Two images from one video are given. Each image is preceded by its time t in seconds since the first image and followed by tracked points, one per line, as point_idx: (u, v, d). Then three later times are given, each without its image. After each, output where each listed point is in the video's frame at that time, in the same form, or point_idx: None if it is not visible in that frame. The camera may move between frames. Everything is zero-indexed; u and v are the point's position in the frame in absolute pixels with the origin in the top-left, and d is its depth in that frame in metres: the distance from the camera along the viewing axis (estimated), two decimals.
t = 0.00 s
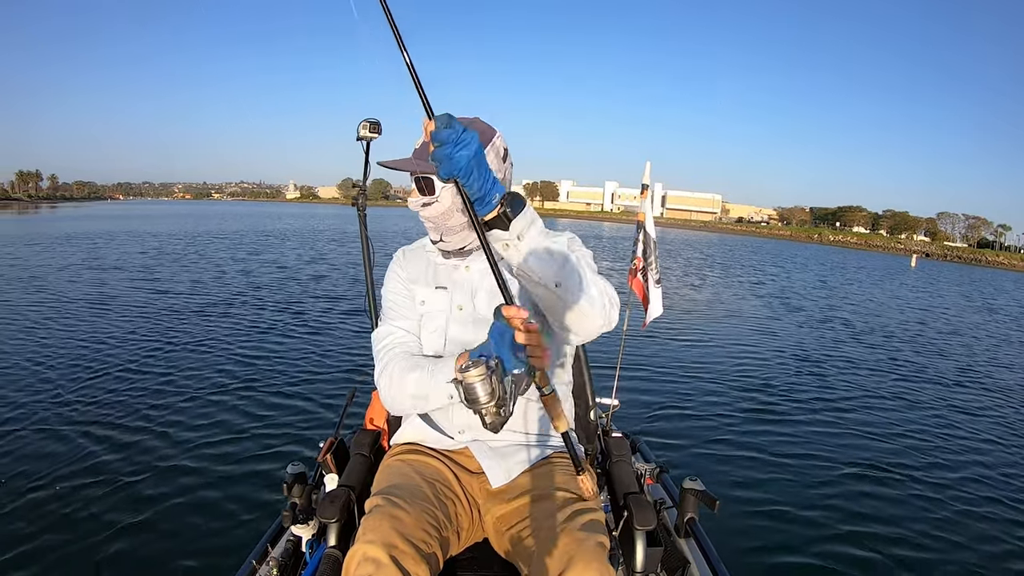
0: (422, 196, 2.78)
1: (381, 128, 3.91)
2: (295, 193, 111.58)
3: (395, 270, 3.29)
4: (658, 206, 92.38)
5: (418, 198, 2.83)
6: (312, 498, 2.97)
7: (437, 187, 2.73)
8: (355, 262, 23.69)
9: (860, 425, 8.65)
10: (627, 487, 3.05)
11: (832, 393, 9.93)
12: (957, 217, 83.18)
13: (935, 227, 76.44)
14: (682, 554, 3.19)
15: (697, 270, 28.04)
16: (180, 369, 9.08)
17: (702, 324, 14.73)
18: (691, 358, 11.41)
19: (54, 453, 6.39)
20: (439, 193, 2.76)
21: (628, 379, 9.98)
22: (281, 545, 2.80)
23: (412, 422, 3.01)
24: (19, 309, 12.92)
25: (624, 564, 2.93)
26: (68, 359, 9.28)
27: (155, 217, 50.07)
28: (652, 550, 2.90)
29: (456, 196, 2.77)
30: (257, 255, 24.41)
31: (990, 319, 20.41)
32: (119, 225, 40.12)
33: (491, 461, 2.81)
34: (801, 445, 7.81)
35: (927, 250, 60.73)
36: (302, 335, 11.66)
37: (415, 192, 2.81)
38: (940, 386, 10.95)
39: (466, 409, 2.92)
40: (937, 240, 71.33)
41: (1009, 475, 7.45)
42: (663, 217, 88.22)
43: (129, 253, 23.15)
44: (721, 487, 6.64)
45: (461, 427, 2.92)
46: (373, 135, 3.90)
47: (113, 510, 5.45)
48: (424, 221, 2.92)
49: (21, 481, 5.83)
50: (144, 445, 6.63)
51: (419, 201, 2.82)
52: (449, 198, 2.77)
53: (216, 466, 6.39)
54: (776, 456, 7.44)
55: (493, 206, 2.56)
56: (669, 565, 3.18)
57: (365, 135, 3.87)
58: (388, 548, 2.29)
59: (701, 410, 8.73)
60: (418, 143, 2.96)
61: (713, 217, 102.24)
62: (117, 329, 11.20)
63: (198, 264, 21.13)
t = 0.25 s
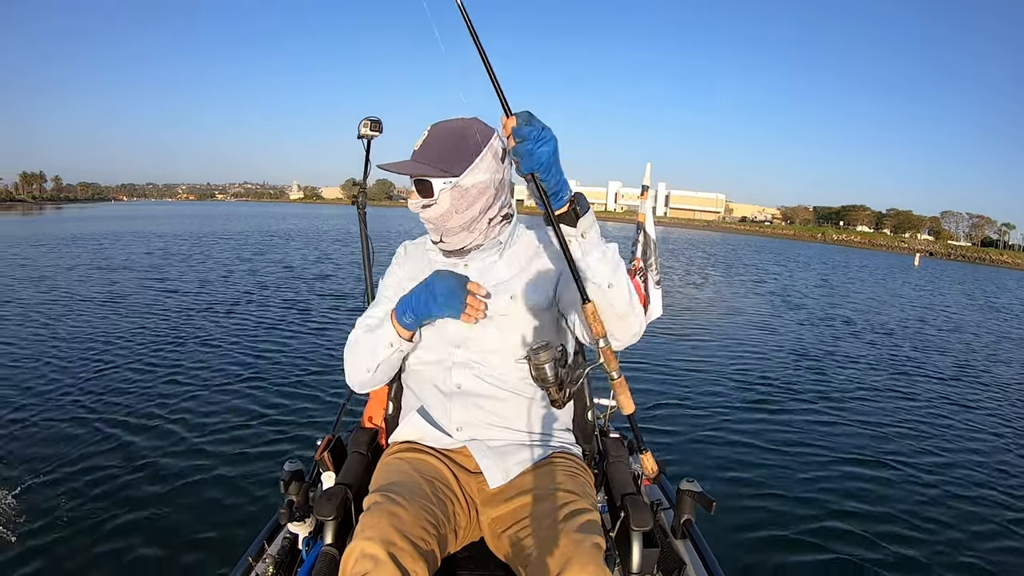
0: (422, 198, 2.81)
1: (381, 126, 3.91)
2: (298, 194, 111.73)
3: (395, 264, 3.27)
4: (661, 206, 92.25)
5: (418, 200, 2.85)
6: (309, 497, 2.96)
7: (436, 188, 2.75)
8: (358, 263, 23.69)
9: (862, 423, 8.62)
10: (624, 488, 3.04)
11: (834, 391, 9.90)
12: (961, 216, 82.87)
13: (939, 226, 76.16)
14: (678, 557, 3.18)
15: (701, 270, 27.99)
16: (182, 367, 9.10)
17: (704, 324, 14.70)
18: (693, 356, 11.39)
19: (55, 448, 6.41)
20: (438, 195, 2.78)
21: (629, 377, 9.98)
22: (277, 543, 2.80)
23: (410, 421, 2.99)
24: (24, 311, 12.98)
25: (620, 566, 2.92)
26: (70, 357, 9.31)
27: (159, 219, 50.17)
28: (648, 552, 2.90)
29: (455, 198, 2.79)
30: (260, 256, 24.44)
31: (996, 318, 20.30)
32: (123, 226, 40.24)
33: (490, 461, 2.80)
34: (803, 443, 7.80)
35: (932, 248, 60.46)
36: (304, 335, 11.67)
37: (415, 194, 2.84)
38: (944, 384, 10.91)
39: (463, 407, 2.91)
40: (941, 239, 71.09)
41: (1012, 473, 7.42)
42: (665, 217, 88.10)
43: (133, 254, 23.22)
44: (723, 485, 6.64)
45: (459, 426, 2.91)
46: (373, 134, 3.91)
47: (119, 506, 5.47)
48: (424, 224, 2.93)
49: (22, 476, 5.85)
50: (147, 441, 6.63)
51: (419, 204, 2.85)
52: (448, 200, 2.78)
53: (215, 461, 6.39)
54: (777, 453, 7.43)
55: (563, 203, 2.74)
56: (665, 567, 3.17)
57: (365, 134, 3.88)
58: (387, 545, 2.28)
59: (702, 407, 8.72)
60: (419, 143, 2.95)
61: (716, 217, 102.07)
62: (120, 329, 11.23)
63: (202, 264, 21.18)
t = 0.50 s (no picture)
0: (424, 204, 2.81)
1: (379, 127, 3.91)
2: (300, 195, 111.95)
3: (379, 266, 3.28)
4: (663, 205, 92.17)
5: (420, 205, 2.85)
6: (305, 496, 2.97)
7: (438, 195, 2.75)
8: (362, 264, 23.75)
9: (864, 422, 8.61)
10: (619, 489, 3.05)
11: (837, 390, 9.89)
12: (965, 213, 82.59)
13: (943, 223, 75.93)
14: (673, 557, 3.19)
15: (704, 269, 27.96)
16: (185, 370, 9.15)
17: (707, 322, 14.71)
18: (695, 356, 11.40)
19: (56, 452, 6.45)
20: (440, 201, 2.78)
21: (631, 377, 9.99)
22: (274, 542, 2.81)
23: (407, 421, 3.00)
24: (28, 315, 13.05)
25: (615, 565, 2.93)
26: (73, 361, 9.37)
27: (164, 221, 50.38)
28: (644, 552, 2.90)
29: (457, 204, 2.79)
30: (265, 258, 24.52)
31: (1001, 314, 20.19)
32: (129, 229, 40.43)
33: (486, 461, 2.80)
34: (803, 442, 7.80)
35: (935, 246, 60.25)
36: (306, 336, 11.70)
37: (416, 200, 2.84)
38: (948, 382, 10.88)
39: (459, 404, 2.91)
40: (945, 236, 70.91)
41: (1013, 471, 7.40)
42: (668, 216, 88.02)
43: (139, 257, 23.33)
44: (722, 485, 6.65)
45: (456, 425, 2.91)
46: (371, 134, 3.91)
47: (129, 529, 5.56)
48: (426, 227, 2.92)
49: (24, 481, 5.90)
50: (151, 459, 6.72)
51: (420, 209, 2.85)
52: (450, 206, 2.79)
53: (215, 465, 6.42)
54: (777, 452, 7.44)
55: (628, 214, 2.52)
56: (660, 567, 3.18)
57: (365, 134, 3.88)
58: (382, 543, 2.29)
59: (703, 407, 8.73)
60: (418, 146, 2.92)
61: (719, 215, 101.93)
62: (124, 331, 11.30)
63: (206, 266, 21.26)
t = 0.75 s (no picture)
0: (423, 209, 2.79)
1: (381, 127, 3.92)
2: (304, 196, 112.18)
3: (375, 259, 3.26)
4: (666, 204, 92.09)
5: (420, 210, 2.82)
6: (309, 497, 2.98)
7: (438, 200, 2.73)
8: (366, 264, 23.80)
9: (867, 421, 8.60)
10: (623, 488, 3.04)
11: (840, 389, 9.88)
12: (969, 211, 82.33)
13: (947, 221, 75.70)
14: (677, 556, 3.19)
15: (708, 267, 27.94)
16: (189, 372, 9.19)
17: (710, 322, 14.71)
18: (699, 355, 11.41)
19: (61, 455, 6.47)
20: (441, 206, 2.76)
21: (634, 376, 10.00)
22: (277, 544, 2.81)
23: (410, 422, 2.99)
24: (33, 318, 13.14)
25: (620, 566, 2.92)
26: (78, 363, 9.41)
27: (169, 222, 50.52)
28: (648, 552, 2.90)
29: (458, 208, 2.78)
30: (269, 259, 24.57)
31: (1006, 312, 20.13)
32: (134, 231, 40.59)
33: (490, 462, 2.80)
34: (807, 442, 7.79)
35: (939, 244, 60.02)
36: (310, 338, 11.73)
37: (417, 205, 2.81)
38: (952, 380, 10.85)
39: (463, 406, 2.91)
40: (949, 234, 70.74)
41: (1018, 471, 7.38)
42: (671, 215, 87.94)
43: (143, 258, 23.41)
44: (725, 487, 6.64)
45: (460, 426, 2.91)
46: (373, 134, 3.91)
47: (128, 547, 5.51)
48: (426, 231, 2.90)
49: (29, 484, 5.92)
50: (160, 473, 6.72)
51: (420, 214, 2.82)
52: (451, 211, 2.77)
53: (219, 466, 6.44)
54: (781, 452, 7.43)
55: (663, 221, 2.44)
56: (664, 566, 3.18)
57: (365, 135, 3.88)
58: (388, 544, 2.29)
59: (707, 406, 8.73)
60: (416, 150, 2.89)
61: (722, 214, 101.81)
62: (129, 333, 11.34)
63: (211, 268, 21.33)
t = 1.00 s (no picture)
0: (413, 217, 2.70)
1: (380, 127, 3.91)
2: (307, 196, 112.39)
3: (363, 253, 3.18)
4: (668, 204, 92.05)
5: (408, 218, 2.73)
6: (308, 497, 2.97)
7: (428, 208, 2.66)
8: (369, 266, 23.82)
9: (870, 422, 8.59)
10: (624, 487, 3.04)
11: (843, 391, 9.86)
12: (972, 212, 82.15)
13: (950, 222, 75.51)
14: (678, 554, 3.20)
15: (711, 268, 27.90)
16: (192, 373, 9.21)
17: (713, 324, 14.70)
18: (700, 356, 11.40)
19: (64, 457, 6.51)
20: (430, 214, 2.68)
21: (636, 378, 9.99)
22: (277, 545, 2.81)
23: (409, 424, 2.99)
24: (37, 315, 13.17)
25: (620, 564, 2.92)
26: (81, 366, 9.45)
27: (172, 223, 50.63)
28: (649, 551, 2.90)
29: (448, 216, 2.70)
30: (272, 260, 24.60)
31: (1010, 313, 20.08)
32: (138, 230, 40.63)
33: (489, 462, 2.80)
34: (809, 443, 7.77)
35: (943, 245, 59.82)
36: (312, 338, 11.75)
37: (405, 213, 2.72)
38: (955, 381, 10.83)
39: (461, 409, 2.89)
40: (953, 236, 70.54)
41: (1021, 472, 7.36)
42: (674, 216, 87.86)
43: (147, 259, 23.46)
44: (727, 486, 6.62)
45: (458, 427, 2.90)
46: (372, 135, 3.91)
47: (127, 545, 5.51)
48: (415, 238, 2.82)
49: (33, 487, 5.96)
50: (160, 468, 6.72)
51: (409, 222, 2.74)
52: (441, 219, 2.69)
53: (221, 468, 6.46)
54: (782, 453, 7.42)
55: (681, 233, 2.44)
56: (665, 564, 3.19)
57: (365, 135, 3.88)
58: (386, 546, 2.29)
59: (708, 408, 8.72)
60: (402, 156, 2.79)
61: (725, 215, 101.72)
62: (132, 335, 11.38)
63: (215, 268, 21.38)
